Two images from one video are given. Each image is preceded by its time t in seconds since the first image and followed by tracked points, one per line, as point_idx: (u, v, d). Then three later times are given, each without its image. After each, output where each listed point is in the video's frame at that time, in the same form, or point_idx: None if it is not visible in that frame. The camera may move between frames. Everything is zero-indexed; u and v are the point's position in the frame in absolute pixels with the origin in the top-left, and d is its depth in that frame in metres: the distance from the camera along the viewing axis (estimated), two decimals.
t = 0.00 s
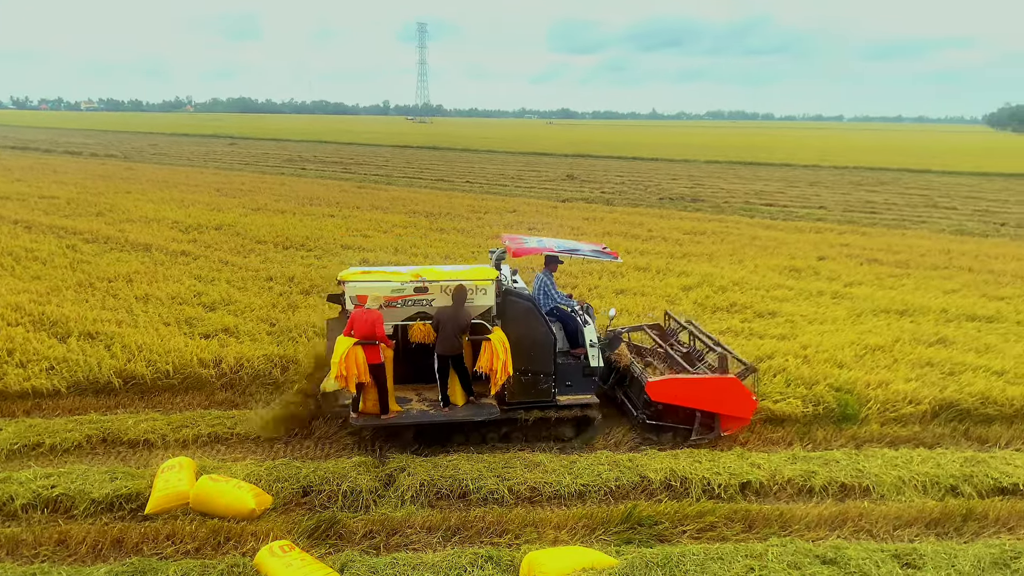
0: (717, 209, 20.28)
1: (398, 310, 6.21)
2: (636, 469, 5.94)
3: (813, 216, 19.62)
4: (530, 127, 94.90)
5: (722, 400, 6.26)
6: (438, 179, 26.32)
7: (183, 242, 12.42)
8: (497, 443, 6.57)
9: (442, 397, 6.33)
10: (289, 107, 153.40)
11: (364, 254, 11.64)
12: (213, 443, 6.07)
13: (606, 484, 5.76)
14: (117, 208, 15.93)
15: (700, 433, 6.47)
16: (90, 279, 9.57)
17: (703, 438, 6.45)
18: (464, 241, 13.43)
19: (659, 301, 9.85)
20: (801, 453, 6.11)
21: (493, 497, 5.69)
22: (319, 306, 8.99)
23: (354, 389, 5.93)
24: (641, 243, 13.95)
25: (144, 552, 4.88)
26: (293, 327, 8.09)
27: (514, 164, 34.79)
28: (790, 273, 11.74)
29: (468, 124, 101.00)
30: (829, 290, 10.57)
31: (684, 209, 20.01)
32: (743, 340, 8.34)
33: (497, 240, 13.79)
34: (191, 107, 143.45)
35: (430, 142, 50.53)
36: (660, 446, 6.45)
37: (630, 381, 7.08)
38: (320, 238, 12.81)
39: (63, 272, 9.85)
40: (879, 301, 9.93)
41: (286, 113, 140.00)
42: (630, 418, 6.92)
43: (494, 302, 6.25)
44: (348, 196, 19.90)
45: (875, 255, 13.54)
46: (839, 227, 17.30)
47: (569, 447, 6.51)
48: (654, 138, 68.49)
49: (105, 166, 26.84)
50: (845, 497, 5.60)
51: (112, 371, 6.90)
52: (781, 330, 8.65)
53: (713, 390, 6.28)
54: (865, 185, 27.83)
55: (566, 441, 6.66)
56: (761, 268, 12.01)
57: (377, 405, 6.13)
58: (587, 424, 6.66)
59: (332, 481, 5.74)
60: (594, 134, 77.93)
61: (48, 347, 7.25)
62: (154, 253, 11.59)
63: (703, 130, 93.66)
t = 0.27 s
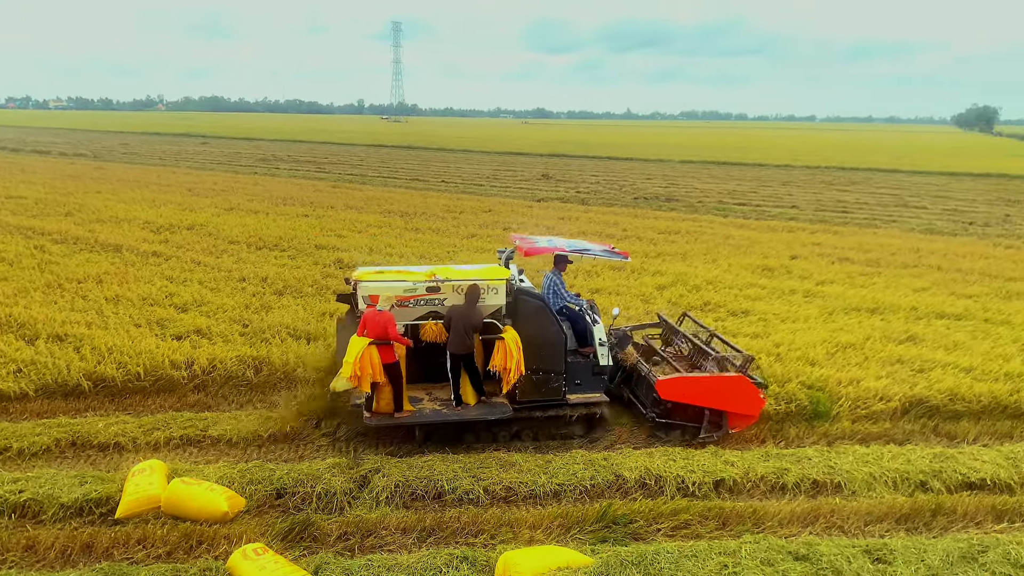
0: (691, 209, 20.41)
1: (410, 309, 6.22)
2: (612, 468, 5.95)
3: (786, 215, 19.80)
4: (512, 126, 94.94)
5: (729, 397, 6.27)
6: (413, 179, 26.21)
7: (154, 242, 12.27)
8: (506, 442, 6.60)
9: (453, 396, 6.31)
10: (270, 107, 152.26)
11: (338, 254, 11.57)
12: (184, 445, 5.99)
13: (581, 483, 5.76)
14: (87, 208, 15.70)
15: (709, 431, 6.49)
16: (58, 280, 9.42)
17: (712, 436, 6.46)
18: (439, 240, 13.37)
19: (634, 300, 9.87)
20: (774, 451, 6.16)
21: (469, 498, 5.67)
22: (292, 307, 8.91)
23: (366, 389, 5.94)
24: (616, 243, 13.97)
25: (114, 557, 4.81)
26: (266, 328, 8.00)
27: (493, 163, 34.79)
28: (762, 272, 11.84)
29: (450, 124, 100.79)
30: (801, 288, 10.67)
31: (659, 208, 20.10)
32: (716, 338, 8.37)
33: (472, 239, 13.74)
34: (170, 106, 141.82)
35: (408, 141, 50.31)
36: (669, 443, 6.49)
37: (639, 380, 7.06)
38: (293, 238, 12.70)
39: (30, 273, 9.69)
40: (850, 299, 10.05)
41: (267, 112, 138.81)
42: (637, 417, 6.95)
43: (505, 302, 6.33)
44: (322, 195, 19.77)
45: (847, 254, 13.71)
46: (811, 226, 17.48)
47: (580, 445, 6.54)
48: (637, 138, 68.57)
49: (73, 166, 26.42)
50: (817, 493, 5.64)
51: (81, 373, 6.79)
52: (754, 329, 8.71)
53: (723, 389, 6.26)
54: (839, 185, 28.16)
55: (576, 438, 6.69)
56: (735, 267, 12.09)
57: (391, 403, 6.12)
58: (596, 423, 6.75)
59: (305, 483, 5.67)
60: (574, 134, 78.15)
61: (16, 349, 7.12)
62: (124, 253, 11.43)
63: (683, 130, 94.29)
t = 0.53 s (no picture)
0: (665, 208, 20.53)
1: (422, 309, 6.25)
2: (588, 466, 5.96)
3: (759, 214, 19.98)
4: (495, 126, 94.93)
5: (737, 394, 6.34)
6: (388, 178, 26.11)
7: (125, 243, 12.12)
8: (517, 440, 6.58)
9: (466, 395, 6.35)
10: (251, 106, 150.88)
11: (312, 254, 11.49)
12: (157, 448, 5.92)
13: (557, 483, 5.76)
14: (57, 208, 15.47)
15: (717, 427, 6.54)
16: (27, 281, 9.27)
17: (720, 432, 6.50)
18: (414, 239, 13.31)
19: (609, 300, 9.90)
20: (748, 448, 6.21)
21: (445, 498, 5.65)
22: (266, 307, 8.83)
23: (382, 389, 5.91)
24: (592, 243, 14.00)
25: (85, 562, 4.74)
26: (240, 329, 7.93)
27: (471, 163, 34.74)
28: (736, 270, 11.93)
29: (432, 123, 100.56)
30: (774, 287, 10.77)
31: (634, 208, 20.20)
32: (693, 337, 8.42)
33: (449, 239, 13.70)
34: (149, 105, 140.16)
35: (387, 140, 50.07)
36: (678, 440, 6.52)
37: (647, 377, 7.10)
38: (268, 238, 12.60)
39: None
40: (822, 298, 10.15)
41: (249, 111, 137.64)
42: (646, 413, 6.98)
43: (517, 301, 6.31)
44: (296, 195, 19.64)
45: (819, 253, 13.85)
46: (784, 225, 17.65)
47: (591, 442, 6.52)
48: (612, 138, 68.98)
49: (42, 165, 26.01)
50: (790, 490, 5.69)
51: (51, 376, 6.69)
52: (729, 327, 8.78)
53: (731, 385, 6.34)
54: (814, 184, 28.46)
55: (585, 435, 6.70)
56: (709, 266, 12.17)
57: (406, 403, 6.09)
58: (606, 420, 6.73)
59: (280, 485, 5.62)
60: (556, 133, 78.31)
61: None
62: (94, 254, 11.28)
63: (660, 130, 94.83)
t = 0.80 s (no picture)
0: (641, 208, 20.62)
1: (434, 309, 6.34)
2: (564, 465, 5.97)
3: (733, 213, 20.12)
4: (478, 126, 94.87)
5: (745, 390, 6.41)
6: (365, 177, 25.95)
7: (96, 243, 11.95)
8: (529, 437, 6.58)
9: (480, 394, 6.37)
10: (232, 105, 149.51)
11: (287, 254, 11.40)
12: (129, 451, 5.84)
13: (534, 481, 5.77)
14: (26, 208, 15.22)
15: (724, 422, 6.58)
16: None
17: (728, 427, 6.54)
18: (390, 239, 13.24)
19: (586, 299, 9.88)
20: (722, 446, 6.26)
21: (422, 498, 5.62)
22: (240, 307, 8.75)
23: (397, 388, 5.90)
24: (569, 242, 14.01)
25: (56, 567, 4.67)
26: (214, 329, 7.85)
27: (450, 163, 34.66)
28: (711, 269, 12.01)
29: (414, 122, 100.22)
30: (748, 285, 10.85)
31: (610, 208, 20.27)
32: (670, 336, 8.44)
33: (425, 238, 13.64)
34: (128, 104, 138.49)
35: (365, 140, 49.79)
36: (686, 436, 6.54)
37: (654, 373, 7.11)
38: (243, 238, 12.49)
39: None
40: (796, 296, 10.25)
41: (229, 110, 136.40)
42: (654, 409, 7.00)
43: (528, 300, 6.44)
44: (271, 195, 19.47)
45: (793, 252, 13.99)
46: (758, 225, 17.80)
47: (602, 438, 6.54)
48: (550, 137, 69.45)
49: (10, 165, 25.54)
50: (764, 487, 5.73)
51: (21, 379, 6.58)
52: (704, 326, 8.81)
53: (738, 381, 6.40)
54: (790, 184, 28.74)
55: (595, 433, 6.70)
56: (684, 265, 12.24)
57: (419, 402, 6.09)
58: (617, 416, 6.71)
59: (255, 487, 5.56)
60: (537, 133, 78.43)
61: None
62: (64, 254, 11.11)
63: (640, 131, 95.32)
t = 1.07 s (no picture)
0: (617, 207, 20.70)
1: (446, 307, 6.28)
2: (541, 463, 5.95)
3: (708, 212, 20.26)
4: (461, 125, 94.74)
5: (752, 386, 6.45)
6: (340, 176, 25.80)
7: (65, 243, 11.77)
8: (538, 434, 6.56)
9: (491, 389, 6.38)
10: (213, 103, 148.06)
11: (260, 254, 11.31)
12: (101, 453, 5.77)
13: (511, 480, 5.75)
14: None
15: (731, 418, 6.64)
16: None
17: (734, 423, 6.60)
18: (366, 238, 13.16)
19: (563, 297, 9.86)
20: (697, 442, 6.29)
21: (398, 498, 5.58)
22: (214, 308, 8.66)
23: (411, 386, 5.89)
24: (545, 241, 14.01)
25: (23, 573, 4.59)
26: (187, 330, 7.76)
27: (429, 161, 34.54)
28: (686, 268, 12.08)
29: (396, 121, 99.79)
30: (722, 284, 10.93)
31: (585, 207, 20.33)
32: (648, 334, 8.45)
33: (401, 237, 13.57)
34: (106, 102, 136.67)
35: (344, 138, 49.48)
36: (694, 432, 6.56)
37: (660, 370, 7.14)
38: (216, 238, 12.36)
39: None
40: (770, 294, 10.34)
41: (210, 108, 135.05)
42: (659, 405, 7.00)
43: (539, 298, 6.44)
44: (245, 194, 19.30)
45: (766, 250, 14.12)
46: (733, 223, 17.94)
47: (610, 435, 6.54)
48: (531, 135, 69.45)
49: None
50: (738, 483, 5.76)
51: None
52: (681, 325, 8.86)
53: (745, 377, 6.44)
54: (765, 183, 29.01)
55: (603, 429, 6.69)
56: (660, 264, 12.29)
57: (432, 399, 6.08)
58: (623, 414, 6.74)
59: (229, 489, 5.50)
60: (519, 132, 78.51)
61: None
62: (32, 255, 10.93)
63: (622, 130, 95.70)
